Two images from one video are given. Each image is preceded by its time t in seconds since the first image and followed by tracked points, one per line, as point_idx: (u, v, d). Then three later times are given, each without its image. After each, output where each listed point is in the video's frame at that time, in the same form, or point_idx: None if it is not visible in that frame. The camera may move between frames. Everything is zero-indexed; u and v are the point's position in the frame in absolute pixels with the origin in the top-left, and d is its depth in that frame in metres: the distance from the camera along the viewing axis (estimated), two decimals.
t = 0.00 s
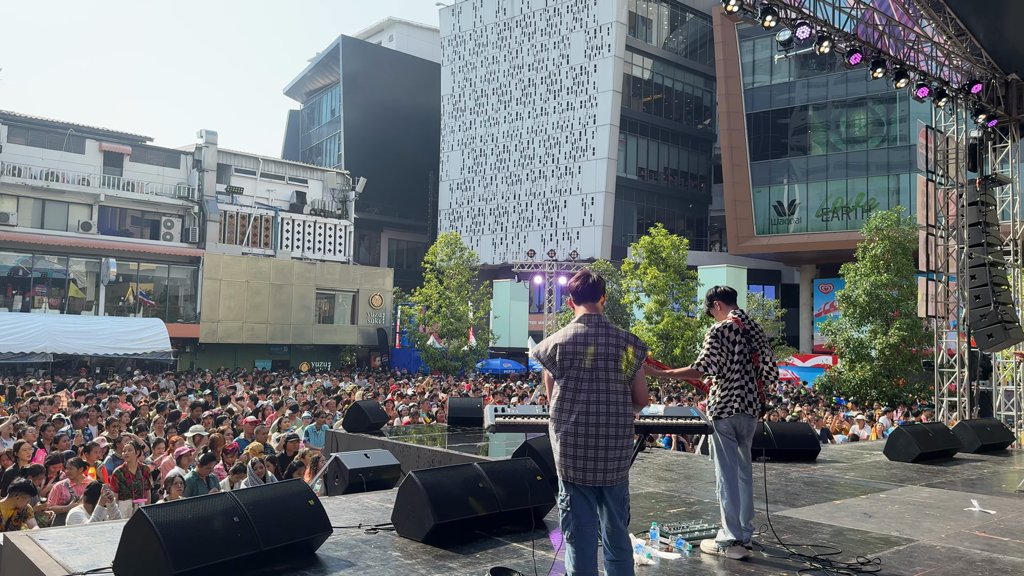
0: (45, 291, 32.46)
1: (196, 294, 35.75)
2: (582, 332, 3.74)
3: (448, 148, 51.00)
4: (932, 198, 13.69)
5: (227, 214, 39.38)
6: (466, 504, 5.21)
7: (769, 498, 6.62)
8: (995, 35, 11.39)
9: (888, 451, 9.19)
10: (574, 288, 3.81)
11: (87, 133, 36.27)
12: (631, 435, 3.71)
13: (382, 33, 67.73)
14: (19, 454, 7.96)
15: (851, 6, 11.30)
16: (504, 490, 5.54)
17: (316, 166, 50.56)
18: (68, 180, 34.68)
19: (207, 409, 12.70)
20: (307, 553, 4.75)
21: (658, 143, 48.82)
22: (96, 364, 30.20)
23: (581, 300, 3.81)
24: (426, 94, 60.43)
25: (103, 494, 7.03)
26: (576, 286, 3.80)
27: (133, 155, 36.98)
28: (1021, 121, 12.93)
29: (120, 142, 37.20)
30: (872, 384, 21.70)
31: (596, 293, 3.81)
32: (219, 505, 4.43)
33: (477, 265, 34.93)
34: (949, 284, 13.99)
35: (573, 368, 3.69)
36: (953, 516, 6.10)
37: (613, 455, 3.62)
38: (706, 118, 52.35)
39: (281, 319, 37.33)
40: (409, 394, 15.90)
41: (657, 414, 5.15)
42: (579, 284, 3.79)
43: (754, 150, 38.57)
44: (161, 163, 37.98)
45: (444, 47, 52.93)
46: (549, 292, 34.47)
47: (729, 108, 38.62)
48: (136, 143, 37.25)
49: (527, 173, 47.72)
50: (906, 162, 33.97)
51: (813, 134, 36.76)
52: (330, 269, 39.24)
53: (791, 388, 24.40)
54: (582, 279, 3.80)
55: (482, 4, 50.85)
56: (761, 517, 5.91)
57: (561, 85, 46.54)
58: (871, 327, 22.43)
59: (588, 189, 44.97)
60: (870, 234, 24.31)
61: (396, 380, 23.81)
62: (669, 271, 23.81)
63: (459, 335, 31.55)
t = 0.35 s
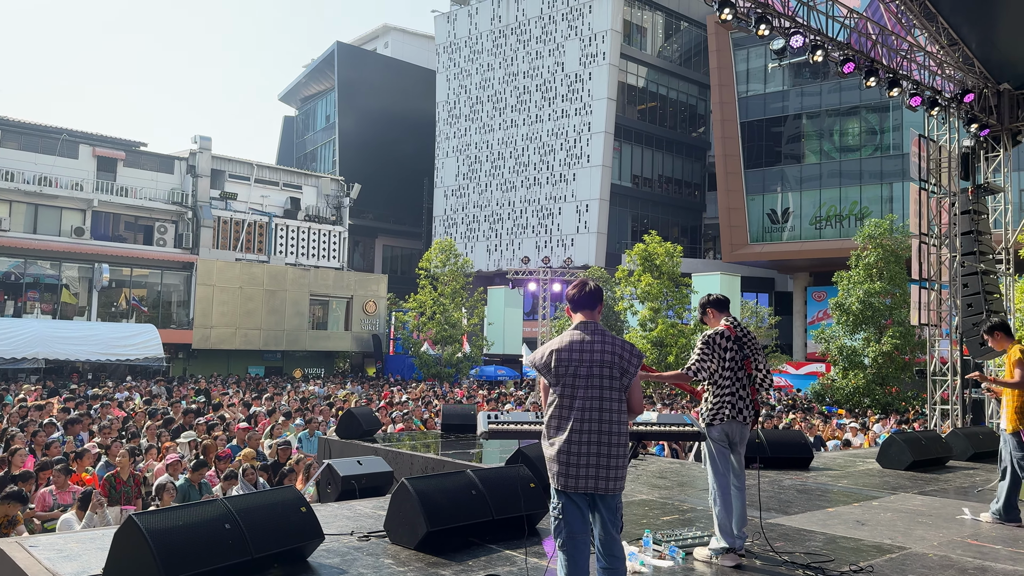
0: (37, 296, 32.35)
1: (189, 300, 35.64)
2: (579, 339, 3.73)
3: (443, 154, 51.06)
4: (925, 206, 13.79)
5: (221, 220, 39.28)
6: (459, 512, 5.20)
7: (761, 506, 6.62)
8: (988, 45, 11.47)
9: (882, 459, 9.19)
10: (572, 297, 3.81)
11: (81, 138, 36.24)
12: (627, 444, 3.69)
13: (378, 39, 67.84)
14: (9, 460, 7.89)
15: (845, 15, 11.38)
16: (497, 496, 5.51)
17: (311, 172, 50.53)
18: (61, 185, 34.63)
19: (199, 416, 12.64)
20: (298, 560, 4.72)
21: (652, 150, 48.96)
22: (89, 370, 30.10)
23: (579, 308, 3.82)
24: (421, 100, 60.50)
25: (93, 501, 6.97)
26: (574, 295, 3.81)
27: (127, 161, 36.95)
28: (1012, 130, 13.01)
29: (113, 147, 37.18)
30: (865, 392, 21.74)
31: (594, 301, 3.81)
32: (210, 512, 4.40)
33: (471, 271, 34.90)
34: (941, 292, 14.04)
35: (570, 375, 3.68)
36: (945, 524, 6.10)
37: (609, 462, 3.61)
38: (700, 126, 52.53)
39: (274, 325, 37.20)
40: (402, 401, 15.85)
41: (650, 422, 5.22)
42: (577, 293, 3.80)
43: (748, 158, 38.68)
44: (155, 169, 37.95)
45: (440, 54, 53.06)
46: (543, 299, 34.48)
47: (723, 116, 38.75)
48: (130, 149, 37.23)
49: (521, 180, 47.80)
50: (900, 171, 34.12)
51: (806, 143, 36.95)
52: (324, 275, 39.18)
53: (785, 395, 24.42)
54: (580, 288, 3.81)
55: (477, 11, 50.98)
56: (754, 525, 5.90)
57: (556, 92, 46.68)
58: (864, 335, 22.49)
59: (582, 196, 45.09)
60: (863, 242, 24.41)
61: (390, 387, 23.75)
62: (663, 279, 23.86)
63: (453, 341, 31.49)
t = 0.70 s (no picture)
0: (24, 297, 32.13)
1: (177, 302, 35.41)
2: (569, 343, 3.72)
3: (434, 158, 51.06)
4: (913, 212, 13.91)
5: (210, 222, 39.06)
6: (447, 516, 5.17)
7: (750, 510, 6.64)
8: (976, 53, 11.56)
9: (869, 464, 9.25)
10: (562, 301, 3.79)
11: (69, 139, 36.03)
12: (615, 448, 3.69)
13: (369, 42, 67.79)
14: None
15: (834, 22, 11.45)
16: (485, 501, 5.50)
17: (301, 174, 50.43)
18: (49, 186, 34.42)
19: (187, 418, 12.56)
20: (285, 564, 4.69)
21: (643, 155, 49.12)
22: (75, 372, 29.91)
23: (569, 312, 3.80)
24: (412, 103, 60.46)
25: (78, 504, 6.90)
26: (564, 298, 3.79)
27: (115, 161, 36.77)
28: (1000, 138, 13.05)
29: (102, 148, 36.99)
30: (853, 397, 21.86)
31: (584, 305, 3.80)
32: (195, 515, 4.36)
33: (461, 275, 34.88)
34: (929, 298, 14.15)
35: (560, 379, 3.67)
36: (932, 529, 6.12)
37: (597, 467, 3.60)
38: (691, 131, 52.76)
39: (263, 327, 36.99)
40: (392, 404, 15.80)
41: (639, 424, 5.14)
42: (567, 296, 3.78)
43: (738, 164, 38.85)
44: (144, 170, 37.77)
45: (431, 57, 53.03)
46: (533, 303, 34.50)
47: (713, 121, 38.94)
48: (119, 150, 37.05)
49: (512, 184, 47.82)
50: (888, 178, 34.40)
51: (795, 149, 37.16)
52: (314, 278, 39.03)
53: (774, 400, 24.51)
54: (571, 291, 3.79)
55: (469, 15, 51.02)
56: (743, 529, 5.91)
57: (547, 96, 46.76)
58: (852, 340, 22.63)
59: (573, 200, 45.16)
60: (851, 248, 24.59)
61: (379, 390, 23.68)
62: (653, 283, 23.94)
63: (443, 345, 31.41)
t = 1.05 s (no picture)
0: (6, 295, 31.83)
1: (162, 300, 35.16)
2: (554, 344, 3.72)
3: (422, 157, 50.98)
4: (897, 216, 14.06)
5: (195, 220, 38.76)
6: (431, 516, 5.16)
7: (734, 511, 6.66)
8: (959, 58, 11.67)
9: (852, 465, 9.31)
10: (547, 302, 3.79)
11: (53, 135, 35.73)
12: (600, 449, 3.69)
13: (357, 41, 67.61)
14: None
15: (821, 26, 11.53)
16: (471, 502, 5.48)
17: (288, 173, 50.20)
18: (32, 183, 34.14)
19: (171, 418, 12.48)
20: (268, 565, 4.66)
21: (631, 156, 49.24)
22: (57, 370, 29.68)
23: (554, 314, 3.80)
24: (400, 103, 60.35)
25: (60, 504, 6.82)
26: (549, 299, 3.79)
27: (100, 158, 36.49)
28: (983, 143, 13.20)
29: (86, 145, 36.73)
30: (837, 398, 21.96)
31: (569, 306, 3.80)
32: (178, 515, 4.33)
33: (449, 275, 34.82)
34: (912, 301, 14.25)
35: (545, 379, 3.67)
36: (908, 529, 6.17)
37: (582, 468, 3.60)
38: (678, 133, 52.96)
39: (248, 327, 36.72)
40: (378, 404, 15.76)
41: (625, 427, 5.13)
42: (552, 297, 3.78)
43: (725, 166, 39.01)
44: (129, 167, 37.52)
45: (419, 57, 52.94)
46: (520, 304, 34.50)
47: (700, 124, 39.09)
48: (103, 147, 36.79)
49: (500, 184, 47.81)
50: (873, 181, 34.70)
51: (782, 151, 37.38)
52: (300, 277, 38.81)
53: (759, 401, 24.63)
54: (555, 293, 3.79)
55: (458, 15, 50.96)
56: (728, 530, 5.94)
57: (535, 97, 46.79)
58: (837, 342, 22.81)
59: (560, 201, 45.24)
60: (836, 251, 24.81)
61: (365, 390, 23.62)
62: (639, 285, 24.00)
63: (430, 345, 31.31)
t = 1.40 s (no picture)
0: None
1: (146, 297, 34.91)
2: (540, 343, 3.72)
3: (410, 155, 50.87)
4: (882, 217, 14.19)
5: (180, 217, 38.44)
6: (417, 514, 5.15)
7: (719, 510, 6.69)
8: (946, 60, 11.77)
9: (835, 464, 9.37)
10: (532, 300, 3.80)
11: (37, 130, 35.43)
12: (585, 448, 3.69)
13: (345, 37, 67.36)
14: None
15: (808, 27, 11.63)
16: (456, 500, 5.48)
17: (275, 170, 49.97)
18: (15, 178, 33.84)
19: (155, 416, 12.39)
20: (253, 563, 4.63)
21: (618, 156, 49.33)
22: (40, 367, 29.40)
23: (540, 313, 3.81)
24: (388, 100, 60.14)
25: (42, 501, 6.75)
26: (535, 297, 3.80)
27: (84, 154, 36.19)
28: (968, 145, 13.30)
29: (71, 140, 36.44)
30: (822, 398, 22.07)
31: (555, 305, 3.81)
32: (163, 512, 4.29)
33: (436, 273, 34.74)
34: (897, 301, 14.37)
35: (532, 377, 3.67)
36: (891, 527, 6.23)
37: (568, 466, 3.60)
38: (666, 133, 53.09)
39: (233, 324, 36.48)
40: (364, 402, 15.73)
41: (612, 425, 5.00)
42: (538, 295, 3.79)
43: (712, 166, 39.13)
44: (114, 163, 37.24)
45: (407, 54, 52.82)
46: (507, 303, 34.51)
47: (688, 124, 39.22)
48: (88, 142, 36.51)
49: (488, 182, 47.75)
50: (859, 182, 34.97)
51: (768, 152, 37.60)
52: (286, 274, 38.56)
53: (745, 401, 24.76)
54: (541, 291, 3.80)
55: (446, 12, 50.87)
56: (712, 528, 5.97)
57: (523, 96, 46.80)
58: (822, 342, 23.00)
59: (548, 200, 45.27)
60: (821, 251, 24.99)
61: (351, 389, 23.55)
62: (626, 284, 24.06)
63: (416, 343, 31.24)
